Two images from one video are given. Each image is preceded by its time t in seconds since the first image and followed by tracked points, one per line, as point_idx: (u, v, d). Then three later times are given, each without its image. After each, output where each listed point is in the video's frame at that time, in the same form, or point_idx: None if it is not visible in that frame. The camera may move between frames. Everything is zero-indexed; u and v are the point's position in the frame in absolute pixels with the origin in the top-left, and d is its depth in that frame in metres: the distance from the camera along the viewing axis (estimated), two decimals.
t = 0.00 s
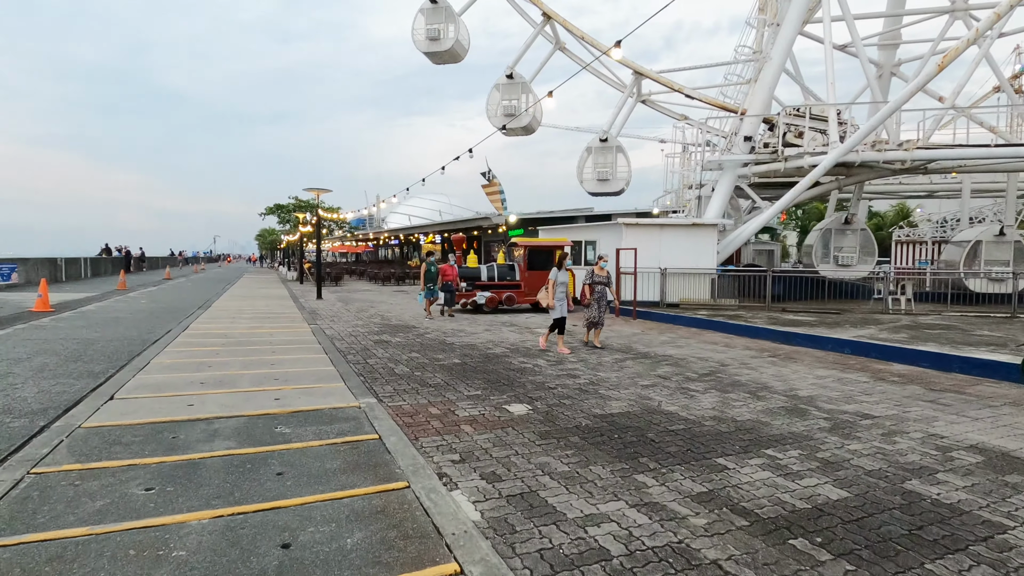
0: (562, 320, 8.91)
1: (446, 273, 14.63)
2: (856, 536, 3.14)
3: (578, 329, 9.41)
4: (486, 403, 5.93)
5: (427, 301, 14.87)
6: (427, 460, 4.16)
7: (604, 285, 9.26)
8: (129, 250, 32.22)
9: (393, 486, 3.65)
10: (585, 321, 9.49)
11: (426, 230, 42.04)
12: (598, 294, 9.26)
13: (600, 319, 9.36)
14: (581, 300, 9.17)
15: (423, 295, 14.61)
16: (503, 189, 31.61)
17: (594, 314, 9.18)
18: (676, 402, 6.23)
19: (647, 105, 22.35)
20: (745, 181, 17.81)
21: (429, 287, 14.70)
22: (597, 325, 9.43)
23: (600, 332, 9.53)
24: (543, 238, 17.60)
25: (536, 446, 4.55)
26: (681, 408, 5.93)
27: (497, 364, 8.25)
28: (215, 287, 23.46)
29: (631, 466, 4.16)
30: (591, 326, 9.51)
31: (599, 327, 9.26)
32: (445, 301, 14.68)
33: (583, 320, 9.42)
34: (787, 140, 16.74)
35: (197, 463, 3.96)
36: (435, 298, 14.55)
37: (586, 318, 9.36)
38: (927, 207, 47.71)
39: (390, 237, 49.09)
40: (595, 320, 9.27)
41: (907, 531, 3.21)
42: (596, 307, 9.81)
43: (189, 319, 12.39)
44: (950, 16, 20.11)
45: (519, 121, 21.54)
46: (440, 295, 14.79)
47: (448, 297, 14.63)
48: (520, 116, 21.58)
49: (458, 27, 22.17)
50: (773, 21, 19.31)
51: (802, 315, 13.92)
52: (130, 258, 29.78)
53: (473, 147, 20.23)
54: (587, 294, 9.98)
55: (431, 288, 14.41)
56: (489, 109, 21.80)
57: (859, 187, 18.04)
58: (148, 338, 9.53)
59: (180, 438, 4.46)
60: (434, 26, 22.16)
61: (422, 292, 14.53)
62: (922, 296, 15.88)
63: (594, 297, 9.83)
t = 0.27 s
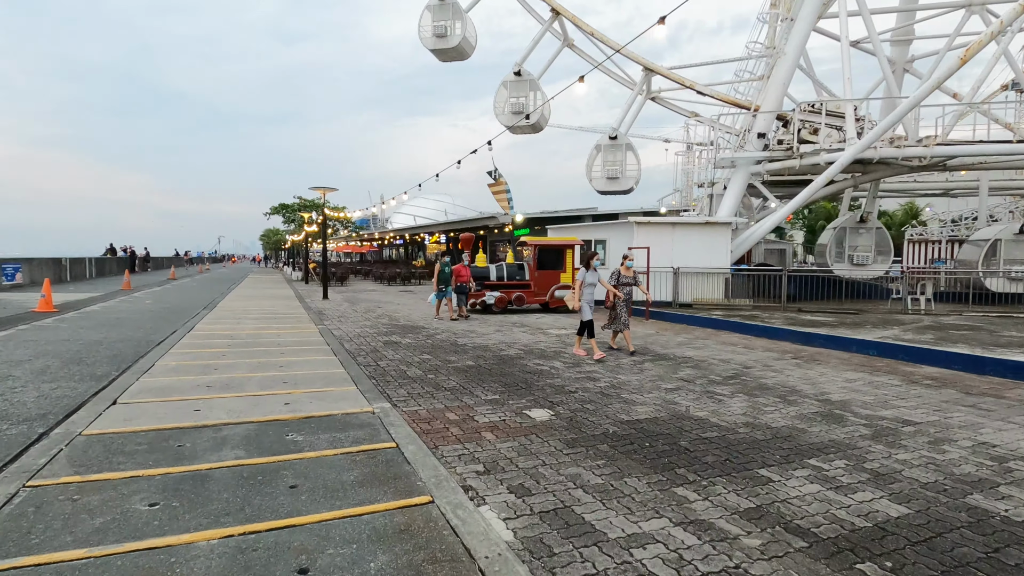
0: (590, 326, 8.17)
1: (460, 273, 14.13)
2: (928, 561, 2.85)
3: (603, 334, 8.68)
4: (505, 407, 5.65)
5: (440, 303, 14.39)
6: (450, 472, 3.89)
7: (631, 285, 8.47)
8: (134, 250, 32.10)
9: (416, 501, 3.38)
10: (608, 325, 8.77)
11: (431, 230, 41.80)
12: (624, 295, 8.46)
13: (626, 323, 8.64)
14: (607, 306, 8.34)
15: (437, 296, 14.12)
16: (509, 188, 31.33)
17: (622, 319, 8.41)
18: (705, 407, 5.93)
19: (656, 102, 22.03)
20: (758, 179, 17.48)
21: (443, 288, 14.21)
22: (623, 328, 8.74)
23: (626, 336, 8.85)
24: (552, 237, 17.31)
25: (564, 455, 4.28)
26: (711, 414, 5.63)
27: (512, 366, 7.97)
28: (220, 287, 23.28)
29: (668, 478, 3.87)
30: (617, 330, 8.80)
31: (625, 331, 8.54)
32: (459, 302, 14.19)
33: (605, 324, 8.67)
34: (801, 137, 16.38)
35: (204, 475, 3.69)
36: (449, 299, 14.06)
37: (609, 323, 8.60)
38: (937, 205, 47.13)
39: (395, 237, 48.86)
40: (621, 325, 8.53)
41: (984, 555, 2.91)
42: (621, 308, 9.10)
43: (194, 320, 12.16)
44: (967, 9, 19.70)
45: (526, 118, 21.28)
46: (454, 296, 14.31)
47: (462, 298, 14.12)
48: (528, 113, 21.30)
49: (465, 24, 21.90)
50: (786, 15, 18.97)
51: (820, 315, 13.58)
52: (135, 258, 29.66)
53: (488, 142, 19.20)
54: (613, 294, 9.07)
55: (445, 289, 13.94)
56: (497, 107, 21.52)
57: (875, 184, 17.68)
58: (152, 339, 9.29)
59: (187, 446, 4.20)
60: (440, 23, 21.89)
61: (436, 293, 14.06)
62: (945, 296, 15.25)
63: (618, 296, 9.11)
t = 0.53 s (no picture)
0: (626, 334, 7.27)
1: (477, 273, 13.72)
2: None
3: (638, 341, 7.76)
4: (525, 415, 5.38)
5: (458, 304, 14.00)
6: (474, 487, 3.62)
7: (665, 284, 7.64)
8: (140, 249, 31.99)
9: (441, 522, 3.12)
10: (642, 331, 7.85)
11: (437, 228, 41.56)
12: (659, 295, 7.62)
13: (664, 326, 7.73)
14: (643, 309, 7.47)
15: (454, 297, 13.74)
16: (516, 186, 31.05)
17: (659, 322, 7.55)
18: (734, 414, 5.64)
19: (667, 98, 21.72)
20: (772, 176, 17.15)
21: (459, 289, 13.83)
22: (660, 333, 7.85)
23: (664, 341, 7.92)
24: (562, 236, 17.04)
25: (593, 469, 4.00)
26: (742, 421, 5.35)
27: (527, 369, 7.69)
28: (225, 286, 23.09)
29: (708, 494, 3.60)
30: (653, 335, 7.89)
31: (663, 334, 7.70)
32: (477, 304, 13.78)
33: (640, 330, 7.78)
34: (817, 133, 16.05)
35: (211, 491, 3.43)
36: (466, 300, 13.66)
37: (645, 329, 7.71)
38: (947, 204, 46.60)
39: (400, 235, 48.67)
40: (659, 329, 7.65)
41: None
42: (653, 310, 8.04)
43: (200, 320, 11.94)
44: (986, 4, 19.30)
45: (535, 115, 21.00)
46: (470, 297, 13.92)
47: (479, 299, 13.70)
48: (537, 110, 21.02)
49: (473, 20, 21.61)
50: (801, 10, 18.62)
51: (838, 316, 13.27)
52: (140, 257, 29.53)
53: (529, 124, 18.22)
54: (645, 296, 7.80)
55: (461, 289, 13.55)
56: (505, 104, 21.24)
57: (892, 182, 17.33)
58: (157, 341, 9.06)
59: (193, 458, 3.95)
60: (448, 19, 21.59)
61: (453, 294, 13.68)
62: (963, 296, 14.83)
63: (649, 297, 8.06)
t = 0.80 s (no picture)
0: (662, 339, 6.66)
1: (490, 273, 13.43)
2: None
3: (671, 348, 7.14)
4: (543, 421, 5.11)
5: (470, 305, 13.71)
6: (495, 504, 3.35)
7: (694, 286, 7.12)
8: (142, 249, 31.79)
9: (461, 543, 2.85)
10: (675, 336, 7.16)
11: (440, 228, 41.29)
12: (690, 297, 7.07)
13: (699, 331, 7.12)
14: (676, 311, 6.89)
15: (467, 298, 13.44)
16: (521, 185, 30.76)
17: (695, 326, 6.99)
18: (762, 420, 5.35)
19: (675, 96, 21.44)
20: (784, 174, 16.84)
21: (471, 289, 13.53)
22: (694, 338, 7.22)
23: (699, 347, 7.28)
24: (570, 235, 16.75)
25: (622, 483, 3.73)
26: (771, 429, 5.07)
27: (540, 372, 7.42)
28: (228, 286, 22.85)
29: (750, 512, 3.31)
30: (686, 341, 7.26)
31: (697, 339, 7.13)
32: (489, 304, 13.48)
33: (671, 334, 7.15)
34: (829, 130, 15.75)
35: (211, 509, 3.16)
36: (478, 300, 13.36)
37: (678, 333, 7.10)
38: (953, 203, 46.18)
39: (403, 235, 48.43)
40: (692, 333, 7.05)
41: None
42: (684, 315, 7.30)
43: (202, 320, 11.68)
44: None
45: (541, 113, 20.75)
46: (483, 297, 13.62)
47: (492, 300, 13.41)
48: (543, 108, 20.74)
49: (478, 16, 21.32)
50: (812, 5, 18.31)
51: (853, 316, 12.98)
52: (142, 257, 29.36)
53: (574, 95, 17.27)
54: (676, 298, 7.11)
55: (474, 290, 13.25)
56: (511, 101, 20.97)
57: (906, 180, 17.01)
58: (158, 342, 8.82)
59: (193, 470, 3.68)
60: (452, 15, 21.31)
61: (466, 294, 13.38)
62: (983, 297, 14.50)
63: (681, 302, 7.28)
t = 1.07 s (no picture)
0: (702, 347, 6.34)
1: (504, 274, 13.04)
2: None
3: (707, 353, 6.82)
4: (564, 431, 4.81)
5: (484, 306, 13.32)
6: (522, 528, 3.06)
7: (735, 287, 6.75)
8: (143, 248, 31.54)
9: None
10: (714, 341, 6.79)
11: (443, 226, 41.02)
12: (729, 300, 6.72)
13: (734, 335, 6.83)
14: (716, 316, 6.56)
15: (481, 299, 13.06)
16: (525, 182, 30.44)
17: (731, 331, 6.70)
18: (795, 429, 5.05)
19: (683, 92, 21.11)
20: (796, 171, 16.51)
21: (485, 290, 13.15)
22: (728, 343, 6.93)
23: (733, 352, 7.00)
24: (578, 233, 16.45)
25: (657, 502, 3.43)
26: (806, 439, 4.76)
27: (554, 376, 7.12)
28: (230, 285, 22.57)
29: (802, 538, 3.02)
30: (719, 346, 6.97)
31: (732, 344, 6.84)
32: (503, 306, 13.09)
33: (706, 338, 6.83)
34: (843, 126, 15.41)
35: (212, 535, 2.88)
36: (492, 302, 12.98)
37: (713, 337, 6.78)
38: (960, 200, 45.75)
39: (405, 233, 48.13)
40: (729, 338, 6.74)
41: None
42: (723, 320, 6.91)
43: (203, 321, 11.40)
44: None
45: (547, 109, 20.44)
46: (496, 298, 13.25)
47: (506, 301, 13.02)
48: (549, 104, 20.44)
49: (483, 11, 21.01)
50: None
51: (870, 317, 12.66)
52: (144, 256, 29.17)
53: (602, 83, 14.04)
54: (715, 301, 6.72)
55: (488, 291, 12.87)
56: (516, 97, 20.67)
57: (921, 177, 16.66)
58: (158, 344, 8.55)
59: (192, 488, 3.40)
60: (457, 10, 20.99)
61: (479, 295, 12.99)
62: (1002, 297, 14.16)
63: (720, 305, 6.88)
